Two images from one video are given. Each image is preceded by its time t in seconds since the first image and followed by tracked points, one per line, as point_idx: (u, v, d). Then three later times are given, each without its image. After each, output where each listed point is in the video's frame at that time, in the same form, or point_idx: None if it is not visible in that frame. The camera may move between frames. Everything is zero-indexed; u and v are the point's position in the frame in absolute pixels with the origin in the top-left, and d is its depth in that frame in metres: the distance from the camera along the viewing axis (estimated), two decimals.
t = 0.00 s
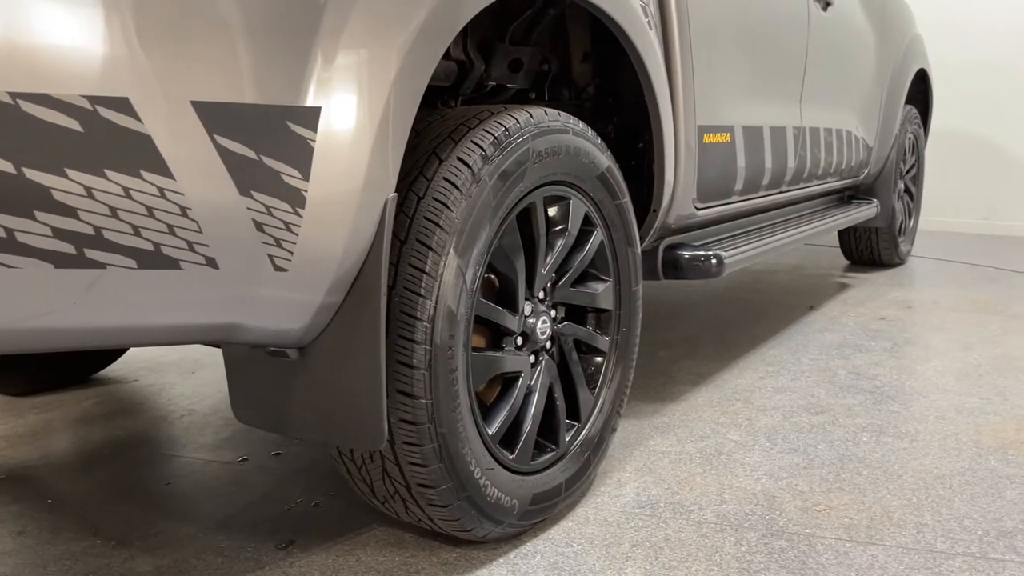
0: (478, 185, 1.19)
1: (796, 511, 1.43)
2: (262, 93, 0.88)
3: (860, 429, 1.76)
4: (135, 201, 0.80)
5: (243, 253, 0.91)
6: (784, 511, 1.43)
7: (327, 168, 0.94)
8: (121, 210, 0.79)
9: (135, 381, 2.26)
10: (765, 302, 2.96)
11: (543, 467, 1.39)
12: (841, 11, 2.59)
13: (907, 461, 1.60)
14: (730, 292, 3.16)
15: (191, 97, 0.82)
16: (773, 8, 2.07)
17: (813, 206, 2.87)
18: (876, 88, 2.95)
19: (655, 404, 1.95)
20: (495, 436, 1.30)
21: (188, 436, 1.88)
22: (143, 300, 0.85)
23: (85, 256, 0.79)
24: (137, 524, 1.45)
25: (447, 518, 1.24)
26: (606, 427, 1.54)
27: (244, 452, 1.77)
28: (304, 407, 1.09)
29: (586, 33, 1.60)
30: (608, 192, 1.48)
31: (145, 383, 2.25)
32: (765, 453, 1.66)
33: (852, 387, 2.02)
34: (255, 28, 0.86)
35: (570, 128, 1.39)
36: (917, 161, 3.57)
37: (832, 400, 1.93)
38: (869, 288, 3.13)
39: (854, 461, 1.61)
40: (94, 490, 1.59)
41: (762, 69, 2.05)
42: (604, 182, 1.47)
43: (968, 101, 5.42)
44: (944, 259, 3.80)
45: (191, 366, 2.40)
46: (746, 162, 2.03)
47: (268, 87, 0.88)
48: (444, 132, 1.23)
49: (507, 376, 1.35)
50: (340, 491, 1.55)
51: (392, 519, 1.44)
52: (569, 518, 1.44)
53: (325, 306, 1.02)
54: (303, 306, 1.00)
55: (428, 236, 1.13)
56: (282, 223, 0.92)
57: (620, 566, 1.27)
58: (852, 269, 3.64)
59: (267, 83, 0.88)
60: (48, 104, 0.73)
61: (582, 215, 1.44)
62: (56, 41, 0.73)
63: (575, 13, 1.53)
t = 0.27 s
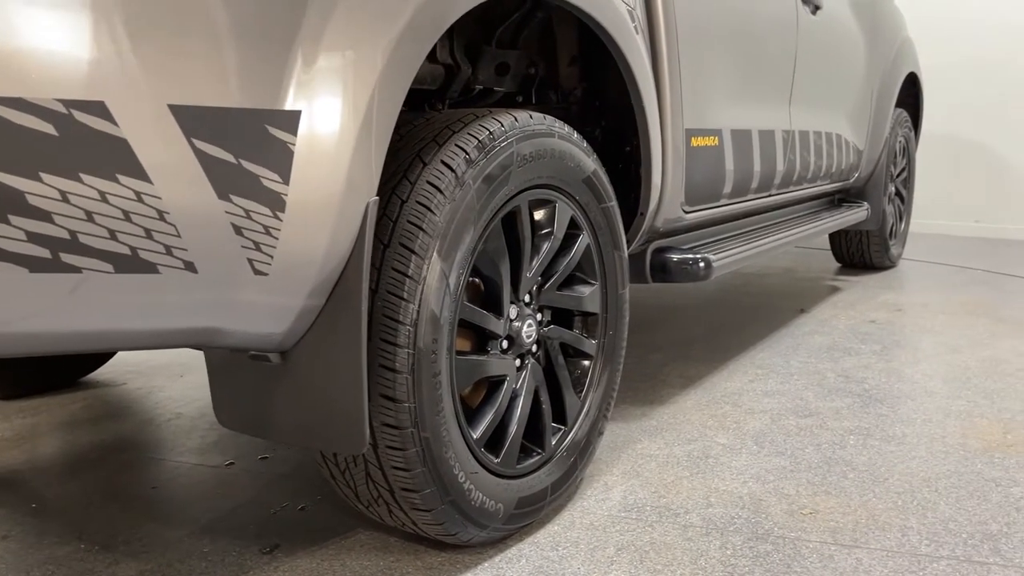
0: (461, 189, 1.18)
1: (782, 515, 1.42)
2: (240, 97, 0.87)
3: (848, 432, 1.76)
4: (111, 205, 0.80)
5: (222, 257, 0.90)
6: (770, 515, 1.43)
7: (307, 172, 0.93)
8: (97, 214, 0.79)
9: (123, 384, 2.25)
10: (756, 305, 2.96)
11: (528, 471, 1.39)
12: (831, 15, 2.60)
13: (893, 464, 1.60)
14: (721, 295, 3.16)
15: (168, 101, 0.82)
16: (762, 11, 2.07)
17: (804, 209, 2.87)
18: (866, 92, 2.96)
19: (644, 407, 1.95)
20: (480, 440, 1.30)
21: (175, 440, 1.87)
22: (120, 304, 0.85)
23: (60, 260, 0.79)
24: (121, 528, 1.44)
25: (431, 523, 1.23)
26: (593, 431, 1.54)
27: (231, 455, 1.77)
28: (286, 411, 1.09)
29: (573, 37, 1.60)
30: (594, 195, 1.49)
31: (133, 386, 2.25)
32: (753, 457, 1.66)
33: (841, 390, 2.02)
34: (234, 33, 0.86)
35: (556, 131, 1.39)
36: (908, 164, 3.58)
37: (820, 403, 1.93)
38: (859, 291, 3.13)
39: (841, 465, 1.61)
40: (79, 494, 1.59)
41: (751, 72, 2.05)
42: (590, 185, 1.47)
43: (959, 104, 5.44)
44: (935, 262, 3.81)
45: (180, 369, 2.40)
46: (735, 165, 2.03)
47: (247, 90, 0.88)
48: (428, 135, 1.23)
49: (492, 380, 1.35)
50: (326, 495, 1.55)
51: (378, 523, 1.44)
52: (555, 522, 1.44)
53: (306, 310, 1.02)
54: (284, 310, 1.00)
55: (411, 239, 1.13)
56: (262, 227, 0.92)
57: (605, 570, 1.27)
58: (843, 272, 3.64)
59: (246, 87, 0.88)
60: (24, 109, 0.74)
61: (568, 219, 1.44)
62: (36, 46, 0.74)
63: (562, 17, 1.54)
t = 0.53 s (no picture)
0: (447, 192, 1.18)
1: (770, 518, 1.42)
2: (221, 100, 0.87)
3: (837, 436, 1.75)
4: (90, 207, 0.80)
5: (203, 260, 0.90)
6: (758, 518, 1.42)
7: (290, 175, 0.93)
8: (76, 216, 0.79)
9: (113, 388, 2.25)
10: (748, 309, 2.97)
11: (516, 474, 1.39)
12: (821, 20, 2.61)
13: (881, 468, 1.60)
14: (714, 298, 3.16)
15: (149, 102, 0.82)
16: (751, 15, 2.08)
17: (795, 213, 2.88)
18: (858, 96, 2.97)
19: (634, 411, 1.95)
20: (466, 443, 1.30)
21: (163, 444, 1.86)
22: (99, 307, 0.85)
23: (38, 262, 0.78)
24: (107, 532, 1.44)
25: (416, 526, 1.23)
26: (581, 434, 1.54)
27: (219, 459, 1.76)
28: (269, 414, 1.08)
29: (562, 41, 1.60)
30: (582, 199, 1.49)
31: (122, 390, 2.24)
32: (741, 460, 1.66)
33: (831, 394, 2.01)
34: (216, 36, 0.86)
35: (543, 134, 1.39)
36: (900, 168, 3.59)
37: (810, 407, 1.93)
38: (851, 295, 3.14)
39: (829, 468, 1.60)
40: (66, 498, 1.58)
41: (740, 76, 2.06)
42: (578, 189, 1.47)
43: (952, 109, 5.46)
44: (927, 266, 3.82)
45: (170, 373, 2.39)
46: (725, 169, 2.04)
47: (228, 93, 0.88)
48: (415, 138, 1.23)
49: (479, 383, 1.35)
50: (314, 499, 1.55)
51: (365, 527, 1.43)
52: (542, 525, 1.44)
53: (290, 313, 1.02)
54: (267, 313, 0.99)
55: (396, 242, 1.13)
56: (244, 229, 0.92)
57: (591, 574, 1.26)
58: (835, 276, 3.65)
59: (227, 89, 0.88)
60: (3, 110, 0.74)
61: (556, 222, 1.44)
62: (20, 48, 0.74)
63: (551, 21, 1.54)
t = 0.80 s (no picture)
0: (435, 197, 1.18)
1: (758, 524, 1.42)
2: (206, 105, 0.87)
3: (827, 441, 1.75)
4: (73, 212, 0.80)
5: (187, 264, 0.90)
6: (746, 523, 1.42)
7: (275, 180, 0.93)
8: (59, 221, 0.80)
9: (104, 393, 2.24)
10: (741, 314, 2.97)
11: (504, 479, 1.39)
12: (813, 26, 2.63)
13: (871, 473, 1.59)
14: (707, 303, 3.17)
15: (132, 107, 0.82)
16: (742, 22, 2.09)
17: (788, 218, 2.89)
18: (850, 102, 2.99)
19: (625, 416, 1.95)
20: (454, 448, 1.30)
21: (153, 449, 1.86)
22: (82, 312, 0.85)
23: (19, 266, 0.79)
24: (95, 537, 1.43)
25: (404, 532, 1.23)
26: (570, 439, 1.54)
27: (208, 464, 1.76)
28: (255, 419, 1.08)
29: (552, 47, 1.61)
30: (571, 204, 1.49)
31: (113, 395, 2.23)
32: (731, 465, 1.65)
33: (822, 399, 2.01)
34: (201, 41, 0.87)
35: (532, 140, 1.39)
36: (893, 174, 3.60)
37: (801, 412, 1.93)
38: (844, 300, 3.14)
39: (819, 473, 1.60)
40: (54, 503, 1.58)
41: (732, 82, 2.06)
42: (568, 194, 1.48)
43: (946, 115, 5.48)
44: (921, 272, 3.82)
45: (161, 378, 2.39)
46: (716, 175, 2.04)
47: (213, 97, 0.88)
48: (403, 143, 1.23)
49: (468, 388, 1.35)
50: (303, 504, 1.54)
51: (353, 532, 1.43)
52: (531, 530, 1.44)
53: (276, 318, 1.01)
54: (253, 318, 0.99)
55: (383, 247, 1.13)
56: (229, 234, 0.92)
57: None
58: (828, 281, 3.66)
59: (212, 95, 0.88)
60: None
61: (545, 227, 1.44)
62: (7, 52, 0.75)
63: (541, 27, 1.55)
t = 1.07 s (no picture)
0: (424, 203, 1.19)
1: (748, 530, 1.42)
2: (193, 110, 0.88)
3: (819, 447, 1.75)
4: (58, 217, 0.80)
5: (171, 269, 0.90)
6: (736, 529, 1.42)
7: (262, 185, 0.93)
8: (44, 226, 0.80)
9: (96, 399, 2.24)
10: (734, 320, 2.97)
11: (494, 485, 1.39)
12: (806, 33, 2.64)
13: (861, 479, 1.59)
14: (701, 310, 3.17)
15: (118, 113, 0.82)
16: (734, 29, 2.10)
17: (781, 225, 2.89)
18: (843, 109, 3.00)
19: (617, 422, 1.95)
20: (443, 454, 1.29)
21: (143, 454, 1.86)
22: (67, 317, 0.85)
23: (4, 271, 0.79)
24: (83, 543, 1.43)
25: (392, 538, 1.23)
26: (561, 445, 1.54)
27: (199, 470, 1.76)
28: (243, 424, 1.08)
29: (544, 54, 1.61)
30: (562, 210, 1.49)
31: (105, 401, 2.23)
32: (722, 471, 1.65)
33: (814, 405, 2.01)
34: (189, 47, 0.87)
35: (522, 146, 1.40)
36: (887, 181, 3.61)
37: (793, 418, 1.93)
38: (837, 307, 3.14)
39: (810, 479, 1.60)
40: (43, 508, 1.57)
41: (724, 89, 2.07)
42: (558, 200, 1.48)
43: (940, 123, 5.50)
44: (915, 279, 3.83)
45: (154, 384, 2.38)
46: (708, 181, 2.04)
47: (197, 101, 0.88)
48: (393, 149, 1.23)
49: (457, 394, 1.34)
50: (293, 510, 1.54)
51: (343, 539, 1.43)
52: (521, 537, 1.44)
53: (262, 324, 1.01)
54: (240, 324, 0.99)
55: (372, 253, 1.13)
56: (216, 239, 0.92)
57: None
58: (823, 288, 3.66)
59: (199, 100, 0.88)
60: None
61: (536, 233, 1.44)
62: None
63: (532, 34, 1.55)
